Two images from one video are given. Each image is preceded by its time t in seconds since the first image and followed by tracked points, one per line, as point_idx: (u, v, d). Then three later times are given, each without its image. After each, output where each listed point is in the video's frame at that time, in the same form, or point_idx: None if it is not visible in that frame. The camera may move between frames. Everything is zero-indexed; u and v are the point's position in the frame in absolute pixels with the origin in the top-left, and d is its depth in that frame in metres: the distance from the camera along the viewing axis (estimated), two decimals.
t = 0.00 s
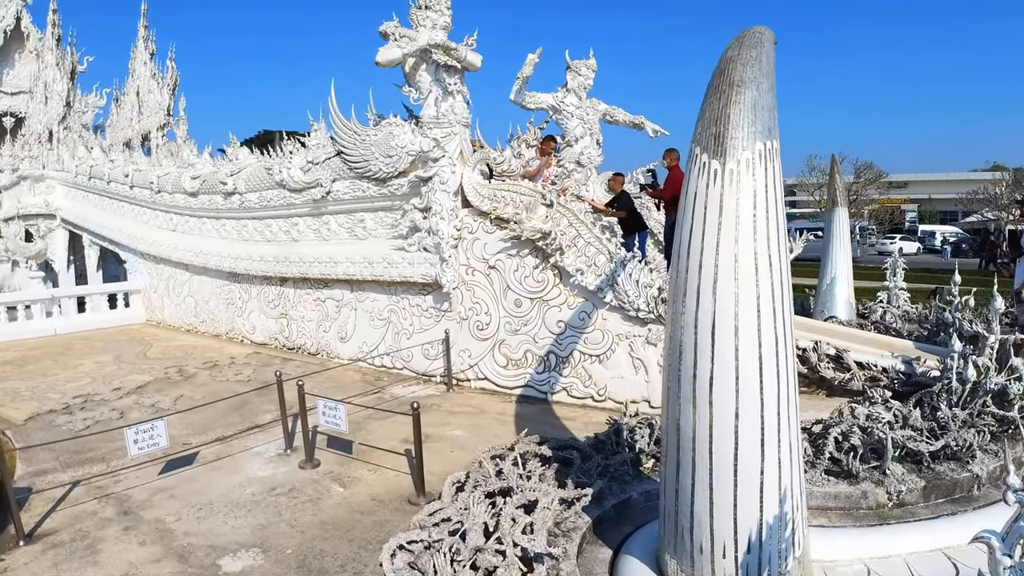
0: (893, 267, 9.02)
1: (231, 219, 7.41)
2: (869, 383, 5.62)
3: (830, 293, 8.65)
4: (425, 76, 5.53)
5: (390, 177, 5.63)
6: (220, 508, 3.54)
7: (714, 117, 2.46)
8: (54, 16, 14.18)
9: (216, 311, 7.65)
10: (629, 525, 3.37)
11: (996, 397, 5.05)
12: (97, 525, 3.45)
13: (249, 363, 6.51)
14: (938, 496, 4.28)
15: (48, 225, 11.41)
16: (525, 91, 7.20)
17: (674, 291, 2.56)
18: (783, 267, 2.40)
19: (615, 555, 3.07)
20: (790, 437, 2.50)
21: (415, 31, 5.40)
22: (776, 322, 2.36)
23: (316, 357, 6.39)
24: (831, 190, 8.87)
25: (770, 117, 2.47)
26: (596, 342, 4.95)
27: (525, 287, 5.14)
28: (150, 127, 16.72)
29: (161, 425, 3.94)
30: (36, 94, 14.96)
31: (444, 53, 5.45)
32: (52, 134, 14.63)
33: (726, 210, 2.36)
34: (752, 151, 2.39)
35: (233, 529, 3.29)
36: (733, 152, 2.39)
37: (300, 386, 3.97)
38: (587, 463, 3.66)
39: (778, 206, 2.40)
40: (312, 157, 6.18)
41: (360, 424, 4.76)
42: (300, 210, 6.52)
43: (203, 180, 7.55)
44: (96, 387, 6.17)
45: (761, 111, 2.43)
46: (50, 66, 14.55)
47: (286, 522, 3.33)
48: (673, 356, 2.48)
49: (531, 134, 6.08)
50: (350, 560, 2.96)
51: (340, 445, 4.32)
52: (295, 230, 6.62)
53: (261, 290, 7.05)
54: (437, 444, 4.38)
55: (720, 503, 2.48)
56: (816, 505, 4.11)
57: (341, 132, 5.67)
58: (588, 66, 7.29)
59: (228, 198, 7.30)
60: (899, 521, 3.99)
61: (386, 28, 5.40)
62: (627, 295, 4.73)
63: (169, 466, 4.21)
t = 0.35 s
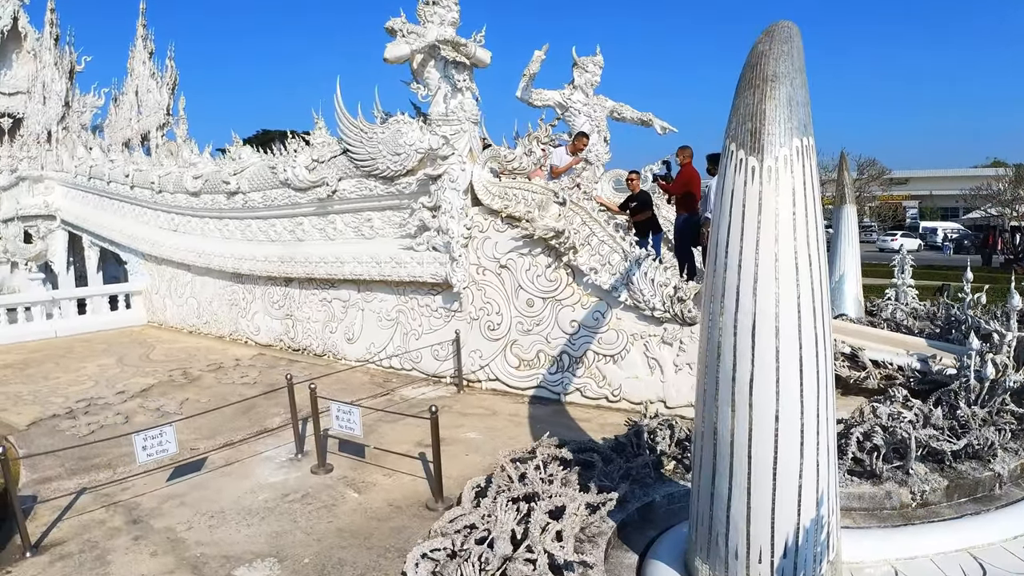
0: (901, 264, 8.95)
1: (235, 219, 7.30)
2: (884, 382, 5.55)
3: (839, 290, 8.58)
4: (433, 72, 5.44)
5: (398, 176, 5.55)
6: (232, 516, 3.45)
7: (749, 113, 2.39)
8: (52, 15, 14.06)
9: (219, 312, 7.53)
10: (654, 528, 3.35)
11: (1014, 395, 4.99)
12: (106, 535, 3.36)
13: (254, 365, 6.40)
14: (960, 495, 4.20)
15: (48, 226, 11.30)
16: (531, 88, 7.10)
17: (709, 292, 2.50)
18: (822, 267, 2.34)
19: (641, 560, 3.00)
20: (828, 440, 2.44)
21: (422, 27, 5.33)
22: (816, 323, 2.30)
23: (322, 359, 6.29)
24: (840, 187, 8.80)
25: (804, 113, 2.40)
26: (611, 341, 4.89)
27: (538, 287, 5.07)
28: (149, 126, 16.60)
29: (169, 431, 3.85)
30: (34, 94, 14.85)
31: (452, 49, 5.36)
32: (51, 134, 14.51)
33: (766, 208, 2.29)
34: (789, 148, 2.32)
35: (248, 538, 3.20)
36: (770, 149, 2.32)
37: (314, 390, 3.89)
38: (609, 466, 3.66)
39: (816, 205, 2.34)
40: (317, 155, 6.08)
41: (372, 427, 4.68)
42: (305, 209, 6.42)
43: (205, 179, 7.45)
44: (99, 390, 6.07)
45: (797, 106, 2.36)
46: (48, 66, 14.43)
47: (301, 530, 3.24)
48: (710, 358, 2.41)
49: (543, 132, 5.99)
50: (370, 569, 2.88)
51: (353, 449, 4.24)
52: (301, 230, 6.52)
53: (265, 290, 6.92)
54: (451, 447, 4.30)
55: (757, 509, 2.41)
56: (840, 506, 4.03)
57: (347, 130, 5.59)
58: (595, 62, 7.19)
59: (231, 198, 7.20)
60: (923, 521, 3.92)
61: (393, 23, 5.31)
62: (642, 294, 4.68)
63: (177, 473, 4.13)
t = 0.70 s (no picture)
0: (910, 263, 8.87)
1: (236, 219, 7.17)
2: (900, 382, 5.47)
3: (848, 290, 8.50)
4: (440, 68, 5.32)
5: (404, 174, 5.44)
6: (239, 525, 3.34)
7: (783, 107, 2.29)
8: (50, 14, 13.92)
9: (221, 313, 7.40)
10: (676, 535, 3.28)
11: None
12: (109, 546, 3.25)
13: (257, 367, 6.28)
14: (984, 497, 4.09)
15: (47, 227, 11.18)
16: (537, 85, 6.97)
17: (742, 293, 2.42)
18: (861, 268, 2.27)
19: (665, 568, 2.90)
20: (864, 445, 2.38)
21: (429, 22, 5.22)
22: (856, 325, 2.23)
23: (326, 360, 6.16)
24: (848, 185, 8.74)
25: (839, 107, 2.32)
26: (624, 342, 4.83)
27: (548, 286, 4.98)
28: (148, 126, 16.48)
29: (173, 437, 3.77)
30: (32, 93, 14.71)
31: (460, 45, 5.26)
32: (49, 134, 14.37)
33: (805, 207, 2.21)
34: (827, 143, 2.24)
35: (256, 548, 3.10)
36: (808, 144, 2.24)
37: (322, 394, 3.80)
38: (629, 470, 3.62)
39: (854, 203, 2.27)
40: (321, 153, 5.97)
41: (380, 431, 4.58)
42: (308, 208, 6.29)
43: (206, 178, 7.32)
44: (99, 394, 5.95)
45: (832, 100, 2.27)
46: (46, 65, 14.30)
47: (311, 540, 3.14)
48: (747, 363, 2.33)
49: (553, 129, 5.89)
50: None
51: (361, 454, 4.17)
52: (304, 229, 6.40)
53: (268, 291, 6.78)
54: (462, 452, 4.21)
55: (794, 516, 2.34)
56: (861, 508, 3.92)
57: (352, 127, 5.51)
58: (602, 59, 7.07)
59: (232, 197, 7.07)
60: (948, 524, 3.82)
61: (400, 18, 5.19)
62: (657, 294, 4.61)
63: (180, 479, 4.03)
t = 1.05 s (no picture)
0: (920, 263, 8.77)
1: (237, 219, 7.02)
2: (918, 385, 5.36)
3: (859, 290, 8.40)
4: (448, 64, 5.20)
5: (411, 173, 5.31)
6: (245, 539, 3.22)
7: (827, 102, 2.26)
8: (47, 13, 13.76)
9: (222, 315, 7.24)
10: (702, 548, 3.20)
11: None
12: (109, 562, 3.12)
13: (260, 371, 6.13)
14: (1012, 505, 3.96)
15: (45, 228, 11.02)
16: (545, 83, 6.82)
17: (786, 298, 2.38)
18: (908, 273, 2.25)
19: None
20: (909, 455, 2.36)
21: (436, 17, 5.11)
22: (905, 332, 2.21)
23: (330, 364, 6.00)
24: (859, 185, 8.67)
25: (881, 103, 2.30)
26: (639, 346, 4.77)
27: (560, 289, 4.90)
28: (146, 125, 16.31)
29: (175, 447, 3.64)
30: (30, 93, 14.55)
31: (467, 40, 5.13)
32: (47, 134, 14.21)
33: (854, 209, 2.18)
34: (875, 141, 2.21)
35: (264, 565, 2.98)
36: (855, 142, 2.20)
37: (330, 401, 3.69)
38: (651, 480, 3.58)
39: (901, 206, 2.24)
40: (325, 151, 5.80)
41: (389, 438, 4.47)
42: (311, 208, 6.14)
43: (207, 178, 7.17)
44: (98, 399, 5.81)
45: (876, 96, 2.24)
46: (43, 65, 14.15)
47: (322, 556, 3.03)
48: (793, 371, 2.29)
49: (566, 127, 5.72)
50: None
51: (370, 464, 4.10)
52: (307, 229, 6.24)
53: (270, 293, 6.60)
54: (475, 460, 4.11)
55: (839, 530, 2.30)
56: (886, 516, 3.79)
57: (357, 126, 5.38)
58: (610, 56, 6.83)
59: (233, 197, 6.91)
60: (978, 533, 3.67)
61: (406, 13, 5.08)
62: (673, 296, 4.55)
63: (183, 489, 3.93)
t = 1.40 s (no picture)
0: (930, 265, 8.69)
1: (240, 220, 6.88)
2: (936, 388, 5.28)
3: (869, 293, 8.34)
4: (458, 62, 5.09)
5: (419, 173, 5.19)
6: (255, 553, 3.13)
7: (871, 99, 2.16)
8: (47, 12, 13.62)
9: (225, 317, 7.12)
10: (729, 558, 3.16)
11: None
12: None
13: (264, 375, 6.00)
14: None
15: (45, 229, 10.88)
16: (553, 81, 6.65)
17: (830, 303, 2.29)
18: (958, 278, 2.16)
19: None
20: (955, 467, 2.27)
21: (446, 14, 5.01)
22: (956, 339, 2.13)
23: (336, 368, 5.87)
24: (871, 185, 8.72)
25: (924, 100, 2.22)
26: (655, 349, 4.69)
27: (574, 291, 4.82)
28: (148, 126, 16.19)
29: (180, 457, 3.53)
30: (29, 93, 14.44)
31: (477, 37, 5.02)
32: (47, 134, 14.09)
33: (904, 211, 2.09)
34: (923, 140, 2.12)
35: None
36: (903, 140, 2.11)
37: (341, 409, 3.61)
38: (675, 490, 3.48)
39: (950, 207, 2.16)
40: (331, 150, 5.68)
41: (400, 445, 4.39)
42: (316, 209, 5.99)
43: (209, 178, 7.04)
44: (99, 405, 5.69)
45: (922, 93, 2.16)
46: (43, 64, 14.03)
47: (335, 570, 2.95)
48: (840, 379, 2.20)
49: (579, 126, 5.62)
50: None
51: (380, 472, 4.01)
52: (312, 231, 6.10)
53: (274, 295, 6.48)
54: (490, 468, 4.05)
55: (884, 545, 2.20)
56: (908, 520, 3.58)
57: (364, 125, 5.28)
58: (619, 55, 6.70)
59: (236, 197, 6.77)
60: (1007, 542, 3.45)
61: (415, 10, 4.97)
62: (691, 298, 4.51)
63: (189, 499, 3.83)
